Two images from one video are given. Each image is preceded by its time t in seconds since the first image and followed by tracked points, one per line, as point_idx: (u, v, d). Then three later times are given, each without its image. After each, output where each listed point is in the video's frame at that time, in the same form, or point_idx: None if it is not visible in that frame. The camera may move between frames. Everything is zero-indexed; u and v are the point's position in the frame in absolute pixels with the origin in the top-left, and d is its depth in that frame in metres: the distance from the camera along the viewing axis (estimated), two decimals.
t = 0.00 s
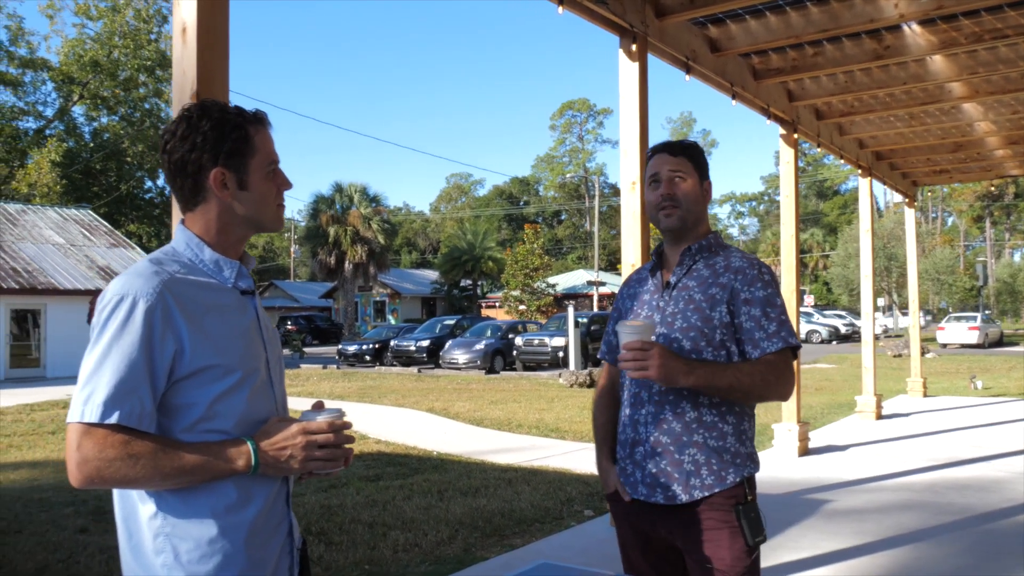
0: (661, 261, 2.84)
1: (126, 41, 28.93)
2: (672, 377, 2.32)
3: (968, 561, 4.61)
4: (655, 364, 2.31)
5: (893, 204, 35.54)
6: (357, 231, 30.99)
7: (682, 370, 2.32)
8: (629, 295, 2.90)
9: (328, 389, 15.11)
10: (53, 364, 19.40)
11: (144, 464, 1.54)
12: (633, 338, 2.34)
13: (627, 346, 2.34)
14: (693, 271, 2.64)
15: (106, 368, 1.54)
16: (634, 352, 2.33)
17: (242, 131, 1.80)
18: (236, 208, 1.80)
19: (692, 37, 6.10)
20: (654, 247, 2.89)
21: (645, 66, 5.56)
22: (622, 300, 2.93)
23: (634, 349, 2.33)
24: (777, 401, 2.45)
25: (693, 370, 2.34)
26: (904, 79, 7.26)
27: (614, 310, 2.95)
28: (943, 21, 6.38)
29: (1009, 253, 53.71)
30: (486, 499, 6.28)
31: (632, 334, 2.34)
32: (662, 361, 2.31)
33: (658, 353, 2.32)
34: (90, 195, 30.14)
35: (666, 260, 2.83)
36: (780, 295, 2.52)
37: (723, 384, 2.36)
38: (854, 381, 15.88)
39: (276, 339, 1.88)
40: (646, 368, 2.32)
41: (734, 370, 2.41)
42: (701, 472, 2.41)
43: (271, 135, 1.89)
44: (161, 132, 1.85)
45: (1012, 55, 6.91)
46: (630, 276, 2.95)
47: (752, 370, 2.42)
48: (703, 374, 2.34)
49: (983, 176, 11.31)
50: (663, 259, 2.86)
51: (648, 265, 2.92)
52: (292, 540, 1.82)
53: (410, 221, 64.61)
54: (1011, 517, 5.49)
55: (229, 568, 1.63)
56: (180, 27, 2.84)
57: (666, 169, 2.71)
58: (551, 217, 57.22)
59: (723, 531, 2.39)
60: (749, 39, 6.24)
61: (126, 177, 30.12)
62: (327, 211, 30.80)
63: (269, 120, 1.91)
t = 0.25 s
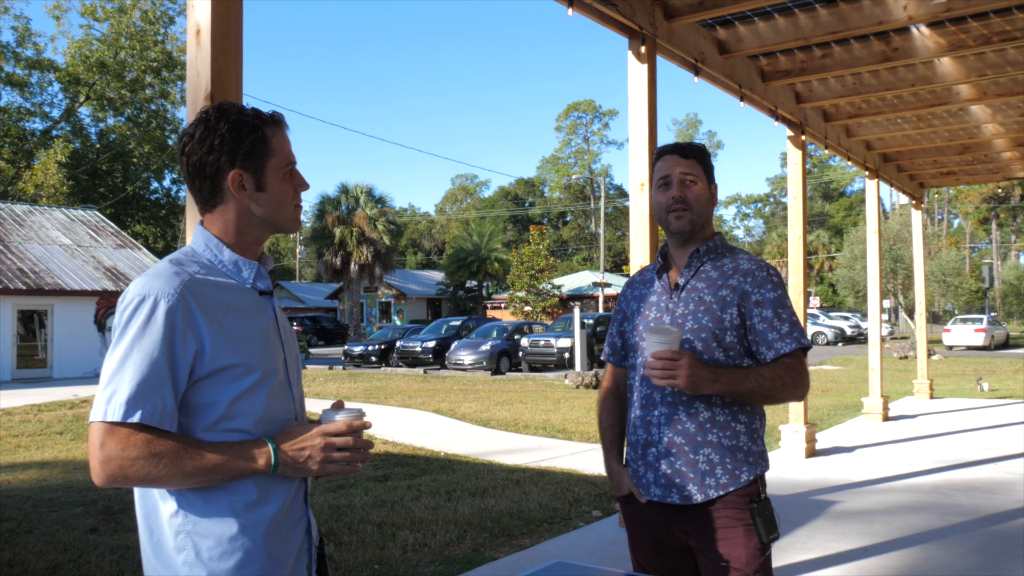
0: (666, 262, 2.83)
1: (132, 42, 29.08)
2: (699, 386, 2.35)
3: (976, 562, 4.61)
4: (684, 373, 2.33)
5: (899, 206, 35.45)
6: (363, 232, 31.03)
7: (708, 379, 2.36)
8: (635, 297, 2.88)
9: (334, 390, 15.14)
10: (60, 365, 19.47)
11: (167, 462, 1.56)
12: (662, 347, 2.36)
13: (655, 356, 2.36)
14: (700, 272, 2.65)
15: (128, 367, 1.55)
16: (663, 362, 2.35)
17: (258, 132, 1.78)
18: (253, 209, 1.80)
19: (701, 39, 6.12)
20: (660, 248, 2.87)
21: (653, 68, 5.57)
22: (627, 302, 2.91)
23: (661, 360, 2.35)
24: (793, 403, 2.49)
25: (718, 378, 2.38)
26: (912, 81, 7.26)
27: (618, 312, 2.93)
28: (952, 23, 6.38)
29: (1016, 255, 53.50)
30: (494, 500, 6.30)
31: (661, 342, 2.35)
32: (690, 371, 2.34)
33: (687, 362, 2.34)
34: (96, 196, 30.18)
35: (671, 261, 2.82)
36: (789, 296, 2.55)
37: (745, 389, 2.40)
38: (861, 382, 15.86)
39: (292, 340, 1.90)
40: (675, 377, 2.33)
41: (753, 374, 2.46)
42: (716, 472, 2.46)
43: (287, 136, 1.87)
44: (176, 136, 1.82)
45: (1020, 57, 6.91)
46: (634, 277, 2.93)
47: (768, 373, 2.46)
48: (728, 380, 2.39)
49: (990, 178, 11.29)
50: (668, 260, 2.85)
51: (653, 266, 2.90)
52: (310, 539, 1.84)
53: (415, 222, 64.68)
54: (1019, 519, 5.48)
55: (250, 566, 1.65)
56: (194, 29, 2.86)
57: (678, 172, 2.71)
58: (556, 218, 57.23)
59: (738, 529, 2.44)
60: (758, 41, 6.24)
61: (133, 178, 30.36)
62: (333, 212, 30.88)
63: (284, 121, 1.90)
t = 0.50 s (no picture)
0: (666, 262, 2.82)
1: (133, 40, 29.13)
2: (731, 400, 2.37)
3: (976, 559, 4.63)
4: (718, 392, 2.35)
5: (899, 205, 35.46)
6: (363, 230, 31.01)
7: (737, 393, 2.39)
8: (635, 295, 2.86)
9: (335, 389, 15.16)
10: (60, 363, 19.46)
11: (182, 459, 1.57)
12: (691, 369, 2.35)
13: (687, 381, 2.35)
14: (704, 272, 2.66)
15: (143, 364, 1.57)
16: (696, 385, 2.34)
17: (265, 130, 1.79)
18: (263, 207, 1.80)
19: (704, 38, 6.13)
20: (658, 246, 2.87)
21: (656, 67, 5.59)
22: (626, 300, 2.89)
23: (693, 382, 2.35)
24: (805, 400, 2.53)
25: (745, 391, 2.41)
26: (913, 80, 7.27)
27: (616, 311, 2.91)
28: (954, 22, 6.40)
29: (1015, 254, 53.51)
30: (497, 498, 6.32)
31: (690, 364, 2.35)
32: (723, 388, 2.36)
33: (719, 381, 2.36)
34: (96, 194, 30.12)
35: (671, 260, 2.81)
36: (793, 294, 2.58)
37: (765, 396, 2.44)
38: (861, 381, 15.88)
39: (303, 336, 1.91)
40: (710, 397, 2.34)
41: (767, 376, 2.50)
42: (727, 469, 2.51)
43: (294, 133, 1.87)
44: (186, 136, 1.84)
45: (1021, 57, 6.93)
46: (631, 274, 2.91)
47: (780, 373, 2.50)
48: (752, 391, 2.42)
49: (990, 177, 11.30)
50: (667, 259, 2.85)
51: (652, 264, 2.89)
52: (321, 534, 1.86)
53: (415, 221, 64.66)
54: (1020, 516, 5.50)
55: (264, 560, 1.67)
56: (201, 28, 2.87)
57: (679, 172, 2.73)
58: (557, 217, 57.22)
59: (748, 523, 2.50)
60: (760, 40, 6.26)
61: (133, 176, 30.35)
62: (333, 210, 30.88)
63: (292, 118, 1.90)
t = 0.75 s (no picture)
0: (669, 261, 2.83)
1: (131, 37, 29.12)
2: (732, 422, 2.40)
3: (975, 557, 4.66)
4: (719, 415, 2.37)
5: (897, 204, 35.54)
6: (361, 228, 30.98)
7: (738, 414, 2.42)
8: (636, 295, 2.86)
9: (334, 386, 15.16)
10: (59, 360, 19.45)
11: (195, 456, 1.58)
12: (690, 402, 2.38)
13: (688, 414, 2.37)
14: (708, 272, 2.68)
15: (156, 362, 1.57)
16: (695, 416, 2.36)
17: (276, 128, 1.80)
18: (274, 206, 1.81)
19: (704, 37, 6.15)
20: (660, 245, 2.88)
21: (657, 66, 5.59)
22: (626, 299, 2.89)
23: (694, 414, 2.37)
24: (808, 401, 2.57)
25: (747, 408, 2.44)
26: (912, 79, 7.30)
27: (616, 309, 2.91)
28: (953, 22, 6.42)
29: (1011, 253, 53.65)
30: (497, 495, 6.34)
31: (688, 397, 2.37)
32: (723, 412, 2.38)
33: (719, 406, 2.39)
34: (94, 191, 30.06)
35: (673, 259, 2.82)
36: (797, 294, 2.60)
37: (771, 404, 2.47)
38: (858, 379, 15.91)
39: (313, 335, 1.92)
40: (711, 424, 2.37)
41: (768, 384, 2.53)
42: (735, 467, 2.54)
43: (304, 131, 1.88)
44: (196, 134, 1.85)
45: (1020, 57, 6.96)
46: (633, 273, 2.91)
47: (784, 375, 2.54)
48: (756, 403, 2.46)
49: (988, 176, 11.35)
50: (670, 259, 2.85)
51: (653, 263, 2.89)
52: (331, 530, 1.88)
53: (413, 218, 64.64)
54: (1017, 514, 5.53)
55: (276, 557, 1.68)
56: (206, 27, 2.87)
57: (690, 172, 2.76)
58: (554, 215, 57.25)
59: (755, 519, 2.52)
60: (760, 39, 6.28)
61: (130, 174, 30.51)
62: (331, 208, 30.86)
63: (301, 117, 1.91)
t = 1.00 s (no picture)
0: (677, 261, 2.83)
1: (131, 36, 29.13)
2: (742, 421, 2.41)
3: (976, 557, 4.67)
4: (729, 415, 2.37)
5: (895, 204, 35.60)
6: (360, 227, 30.96)
7: (747, 414, 2.42)
8: (643, 295, 2.86)
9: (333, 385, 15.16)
10: (57, 358, 19.44)
11: (209, 455, 1.58)
12: (700, 401, 2.38)
13: (697, 412, 2.37)
14: (715, 272, 2.68)
15: (169, 360, 1.57)
16: (706, 415, 2.36)
17: (288, 128, 1.80)
18: (285, 204, 1.81)
19: (707, 37, 6.15)
20: (668, 245, 2.88)
21: (660, 66, 5.59)
22: (632, 299, 2.90)
23: (704, 413, 2.36)
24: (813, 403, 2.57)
25: (756, 410, 2.45)
26: (914, 80, 7.30)
27: (623, 309, 2.92)
28: (955, 24, 6.44)
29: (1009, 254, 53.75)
30: (498, 494, 6.35)
31: (699, 396, 2.37)
32: (734, 412, 2.38)
33: (729, 406, 2.38)
34: (93, 189, 30.06)
35: (682, 259, 2.82)
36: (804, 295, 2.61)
37: (777, 407, 2.48)
38: (857, 380, 15.93)
39: (325, 334, 1.92)
40: (723, 422, 2.36)
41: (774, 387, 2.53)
42: (741, 466, 2.54)
43: (316, 130, 1.88)
44: (207, 132, 1.85)
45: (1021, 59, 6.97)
46: (639, 273, 2.92)
47: (790, 376, 2.54)
48: (764, 405, 2.46)
49: (987, 178, 11.37)
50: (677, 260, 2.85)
51: (661, 263, 2.89)
52: (342, 529, 1.88)
53: (412, 218, 64.64)
54: (1018, 515, 5.54)
55: (288, 555, 1.68)
56: (213, 25, 2.85)
57: (701, 175, 2.74)
58: (553, 214, 57.29)
59: (760, 519, 2.53)
60: (763, 39, 6.28)
61: (129, 172, 30.24)
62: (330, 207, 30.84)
63: (314, 115, 1.90)
